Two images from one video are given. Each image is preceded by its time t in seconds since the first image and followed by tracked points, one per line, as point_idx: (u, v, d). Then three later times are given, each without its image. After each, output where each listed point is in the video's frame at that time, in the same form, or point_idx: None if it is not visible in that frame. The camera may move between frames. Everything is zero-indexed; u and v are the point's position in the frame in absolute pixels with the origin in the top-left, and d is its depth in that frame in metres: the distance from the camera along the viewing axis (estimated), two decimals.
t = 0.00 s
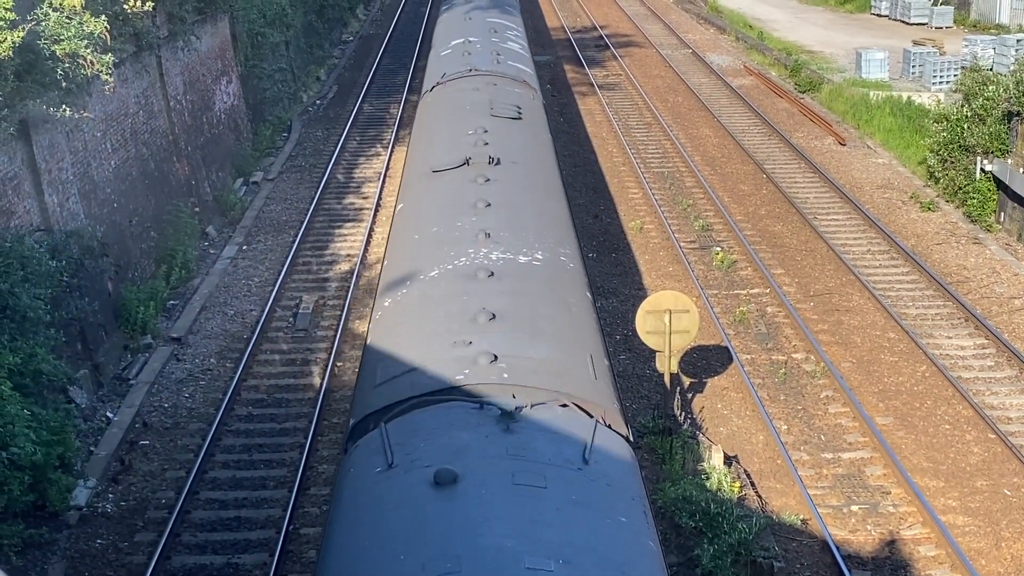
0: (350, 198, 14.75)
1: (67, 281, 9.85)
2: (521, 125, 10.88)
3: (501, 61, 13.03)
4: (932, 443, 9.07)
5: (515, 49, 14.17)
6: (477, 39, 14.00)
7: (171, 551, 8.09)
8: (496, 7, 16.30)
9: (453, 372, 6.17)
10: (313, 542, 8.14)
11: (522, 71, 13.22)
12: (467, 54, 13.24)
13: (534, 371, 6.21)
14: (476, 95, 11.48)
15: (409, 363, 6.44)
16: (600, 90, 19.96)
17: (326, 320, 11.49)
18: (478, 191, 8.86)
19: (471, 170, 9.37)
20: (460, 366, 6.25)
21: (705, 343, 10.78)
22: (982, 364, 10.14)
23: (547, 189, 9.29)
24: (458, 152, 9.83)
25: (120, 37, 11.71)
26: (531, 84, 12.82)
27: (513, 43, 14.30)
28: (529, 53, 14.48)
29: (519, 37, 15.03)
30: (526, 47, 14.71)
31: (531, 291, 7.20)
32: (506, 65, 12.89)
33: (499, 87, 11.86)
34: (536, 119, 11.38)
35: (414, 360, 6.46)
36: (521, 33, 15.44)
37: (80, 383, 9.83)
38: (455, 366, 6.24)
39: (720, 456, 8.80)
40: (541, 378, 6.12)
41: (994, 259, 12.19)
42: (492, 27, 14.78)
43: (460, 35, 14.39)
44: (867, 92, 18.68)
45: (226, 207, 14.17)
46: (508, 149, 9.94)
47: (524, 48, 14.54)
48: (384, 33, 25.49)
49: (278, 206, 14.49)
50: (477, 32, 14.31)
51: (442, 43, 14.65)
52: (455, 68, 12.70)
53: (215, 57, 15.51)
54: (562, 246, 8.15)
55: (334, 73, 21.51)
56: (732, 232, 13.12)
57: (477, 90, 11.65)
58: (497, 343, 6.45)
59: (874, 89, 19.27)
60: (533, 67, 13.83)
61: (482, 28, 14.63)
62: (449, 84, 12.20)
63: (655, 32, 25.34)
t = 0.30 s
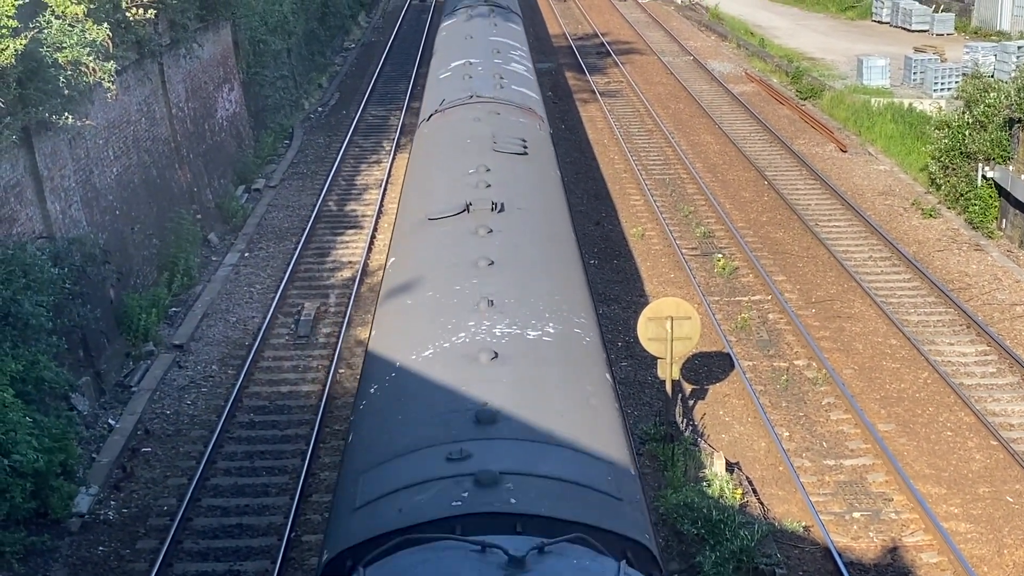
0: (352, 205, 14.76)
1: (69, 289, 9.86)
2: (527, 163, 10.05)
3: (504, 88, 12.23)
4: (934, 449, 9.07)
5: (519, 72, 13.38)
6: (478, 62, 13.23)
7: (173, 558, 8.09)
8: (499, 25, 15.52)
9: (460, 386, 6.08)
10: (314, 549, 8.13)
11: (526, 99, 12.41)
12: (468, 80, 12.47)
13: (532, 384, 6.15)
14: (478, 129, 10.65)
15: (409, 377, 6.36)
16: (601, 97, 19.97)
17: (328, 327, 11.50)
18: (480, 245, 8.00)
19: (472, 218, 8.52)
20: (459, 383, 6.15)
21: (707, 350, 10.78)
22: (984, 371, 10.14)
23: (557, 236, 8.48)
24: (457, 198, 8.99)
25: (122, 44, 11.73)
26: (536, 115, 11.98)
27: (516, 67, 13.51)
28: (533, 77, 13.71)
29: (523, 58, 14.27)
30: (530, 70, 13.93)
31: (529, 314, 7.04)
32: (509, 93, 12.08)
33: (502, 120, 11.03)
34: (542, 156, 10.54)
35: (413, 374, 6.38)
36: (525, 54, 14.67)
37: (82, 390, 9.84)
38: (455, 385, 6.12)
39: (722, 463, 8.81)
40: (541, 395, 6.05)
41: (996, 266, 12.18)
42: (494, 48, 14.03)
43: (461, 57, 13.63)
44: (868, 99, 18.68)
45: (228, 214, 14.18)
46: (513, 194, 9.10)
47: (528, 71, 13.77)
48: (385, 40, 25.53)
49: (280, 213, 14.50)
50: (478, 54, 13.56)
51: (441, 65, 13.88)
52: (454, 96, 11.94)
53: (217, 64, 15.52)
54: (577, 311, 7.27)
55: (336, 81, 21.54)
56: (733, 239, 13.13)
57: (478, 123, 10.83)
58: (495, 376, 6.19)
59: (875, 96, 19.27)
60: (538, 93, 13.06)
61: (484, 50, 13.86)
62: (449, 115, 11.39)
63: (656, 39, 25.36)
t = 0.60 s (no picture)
0: (354, 215, 14.77)
1: (71, 298, 9.87)
2: (534, 210, 9.19)
3: (508, 120, 11.42)
4: (936, 459, 9.06)
5: (524, 100, 12.58)
6: (480, 89, 12.46)
7: (174, 569, 8.08)
8: (502, 47, 14.77)
9: (461, 400, 6.05)
10: (316, 560, 8.12)
11: (532, 131, 11.58)
12: (469, 110, 11.69)
13: (541, 410, 5.97)
14: (480, 170, 9.82)
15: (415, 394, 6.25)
16: (603, 107, 19.98)
17: (330, 336, 11.50)
18: (482, 315, 7.06)
19: (473, 281, 7.60)
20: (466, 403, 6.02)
21: (708, 360, 10.78)
22: (986, 381, 10.13)
23: (565, 275, 7.98)
24: (458, 254, 8.08)
25: (124, 55, 11.74)
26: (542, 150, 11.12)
27: (521, 94, 12.71)
28: (539, 103, 12.94)
29: (528, 83, 13.50)
30: (537, 97, 13.15)
31: (536, 333, 6.86)
32: (513, 126, 11.25)
33: (506, 159, 10.17)
34: (550, 200, 9.68)
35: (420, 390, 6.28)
36: (529, 78, 13.90)
37: (84, 400, 9.85)
38: (461, 405, 6.00)
39: (724, 473, 8.77)
40: (549, 419, 5.88)
41: (998, 275, 12.18)
42: (497, 73, 13.28)
43: (462, 83, 12.86)
44: (870, 109, 18.68)
45: (230, 224, 14.19)
46: (519, 249, 8.21)
47: (534, 97, 12.99)
48: (387, 50, 25.57)
49: (282, 223, 14.51)
50: (480, 80, 12.81)
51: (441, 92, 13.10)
52: (455, 127, 11.17)
53: (218, 75, 15.54)
54: (583, 342, 6.97)
55: (338, 91, 21.57)
56: (735, 249, 13.13)
57: (480, 163, 10.00)
58: (499, 405, 5.97)
59: (876, 106, 19.25)
60: (545, 122, 12.26)
61: (486, 75, 13.11)
62: (449, 152, 10.56)
63: (657, 49, 25.38)
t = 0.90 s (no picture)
0: (355, 228, 14.78)
1: (73, 312, 9.88)
2: (543, 268, 8.25)
3: (512, 158, 10.60)
4: (939, 473, 9.05)
5: (529, 133, 11.79)
6: (481, 122, 11.68)
7: None
8: (504, 73, 14.01)
9: (464, 415, 6.03)
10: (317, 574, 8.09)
11: (539, 170, 10.77)
12: (471, 147, 10.91)
13: (548, 433, 5.86)
14: (482, 220, 8.91)
15: (422, 411, 6.18)
16: (604, 120, 20.01)
17: (332, 350, 11.50)
18: (485, 410, 6.04)
19: (475, 362, 6.63)
20: (472, 422, 5.94)
21: (710, 374, 10.77)
22: (988, 394, 10.12)
23: (568, 292, 7.98)
24: (459, 306, 7.42)
25: (126, 69, 11.74)
26: (549, 193, 10.23)
27: (525, 127, 11.92)
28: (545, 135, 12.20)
29: (532, 113, 12.76)
30: (543, 128, 12.40)
31: (539, 350, 6.82)
32: (518, 165, 10.43)
33: (510, 207, 9.26)
34: (559, 254, 8.75)
35: (427, 406, 6.21)
36: (533, 107, 13.13)
37: (86, 414, 9.85)
38: (463, 420, 5.97)
39: (726, 486, 8.76)
40: (556, 439, 5.80)
41: (1000, 288, 12.18)
42: (500, 103, 12.54)
43: (463, 115, 12.10)
44: (871, 122, 18.69)
45: (232, 237, 14.20)
46: (526, 308, 7.40)
47: (540, 129, 12.24)
48: (389, 64, 25.64)
49: (284, 236, 14.52)
50: (483, 111, 12.04)
51: (441, 124, 12.29)
52: (456, 167, 10.41)
53: (220, 88, 15.57)
54: (585, 359, 6.95)
55: (340, 104, 21.62)
56: (737, 262, 13.13)
57: (482, 212, 9.09)
58: (501, 421, 5.93)
59: (878, 119, 19.26)
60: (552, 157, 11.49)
61: (488, 106, 12.34)
62: (447, 199, 9.65)
63: (658, 62, 25.44)
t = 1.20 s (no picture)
0: (357, 243, 14.78)
1: (74, 328, 9.87)
2: (555, 343, 7.21)
3: (517, 204, 9.63)
4: (941, 489, 9.03)
5: (535, 173, 10.81)
6: (483, 161, 10.73)
7: None
8: (508, 102, 13.10)
9: (465, 427, 6.02)
10: None
11: (546, 217, 9.76)
12: (471, 190, 9.95)
13: (549, 454, 5.79)
14: (485, 282, 7.92)
15: (421, 426, 6.16)
16: (605, 136, 20.04)
17: (333, 365, 11.48)
18: (486, 541, 4.96)
19: (475, 471, 5.58)
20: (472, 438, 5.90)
21: (711, 390, 10.76)
22: (990, 410, 10.10)
23: (570, 308, 7.97)
24: (460, 321, 7.39)
25: (128, 84, 11.71)
26: (558, 247, 9.19)
27: (531, 167, 10.96)
28: (553, 173, 11.25)
29: (537, 148, 11.81)
30: (550, 166, 11.44)
31: (541, 365, 6.78)
32: (523, 213, 9.44)
33: (515, 267, 8.25)
34: (572, 325, 7.69)
35: (426, 422, 6.19)
36: (539, 141, 12.16)
37: (87, 430, 9.83)
38: (465, 433, 5.95)
39: (728, 502, 8.73)
40: (556, 454, 5.79)
41: (1001, 304, 12.17)
42: (502, 138, 11.59)
43: (463, 152, 11.16)
44: (872, 138, 18.70)
45: (233, 253, 14.21)
46: (527, 331, 7.24)
47: (547, 167, 11.29)
48: (390, 80, 25.70)
49: (285, 252, 14.52)
50: (486, 149, 11.10)
51: (439, 163, 11.33)
52: (455, 214, 9.45)
53: (222, 104, 15.59)
54: (587, 375, 6.95)
55: (341, 120, 21.66)
56: (738, 277, 13.12)
57: (484, 272, 8.10)
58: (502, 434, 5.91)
59: (879, 135, 19.27)
60: (561, 200, 10.50)
61: (491, 142, 11.39)
62: (445, 254, 8.70)
63: (659, 78, 25.49)
